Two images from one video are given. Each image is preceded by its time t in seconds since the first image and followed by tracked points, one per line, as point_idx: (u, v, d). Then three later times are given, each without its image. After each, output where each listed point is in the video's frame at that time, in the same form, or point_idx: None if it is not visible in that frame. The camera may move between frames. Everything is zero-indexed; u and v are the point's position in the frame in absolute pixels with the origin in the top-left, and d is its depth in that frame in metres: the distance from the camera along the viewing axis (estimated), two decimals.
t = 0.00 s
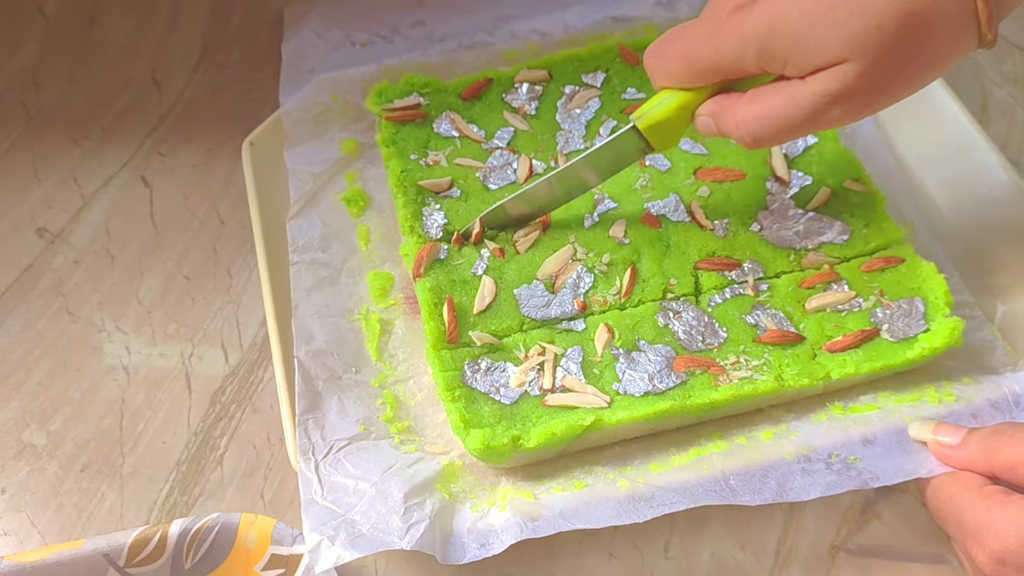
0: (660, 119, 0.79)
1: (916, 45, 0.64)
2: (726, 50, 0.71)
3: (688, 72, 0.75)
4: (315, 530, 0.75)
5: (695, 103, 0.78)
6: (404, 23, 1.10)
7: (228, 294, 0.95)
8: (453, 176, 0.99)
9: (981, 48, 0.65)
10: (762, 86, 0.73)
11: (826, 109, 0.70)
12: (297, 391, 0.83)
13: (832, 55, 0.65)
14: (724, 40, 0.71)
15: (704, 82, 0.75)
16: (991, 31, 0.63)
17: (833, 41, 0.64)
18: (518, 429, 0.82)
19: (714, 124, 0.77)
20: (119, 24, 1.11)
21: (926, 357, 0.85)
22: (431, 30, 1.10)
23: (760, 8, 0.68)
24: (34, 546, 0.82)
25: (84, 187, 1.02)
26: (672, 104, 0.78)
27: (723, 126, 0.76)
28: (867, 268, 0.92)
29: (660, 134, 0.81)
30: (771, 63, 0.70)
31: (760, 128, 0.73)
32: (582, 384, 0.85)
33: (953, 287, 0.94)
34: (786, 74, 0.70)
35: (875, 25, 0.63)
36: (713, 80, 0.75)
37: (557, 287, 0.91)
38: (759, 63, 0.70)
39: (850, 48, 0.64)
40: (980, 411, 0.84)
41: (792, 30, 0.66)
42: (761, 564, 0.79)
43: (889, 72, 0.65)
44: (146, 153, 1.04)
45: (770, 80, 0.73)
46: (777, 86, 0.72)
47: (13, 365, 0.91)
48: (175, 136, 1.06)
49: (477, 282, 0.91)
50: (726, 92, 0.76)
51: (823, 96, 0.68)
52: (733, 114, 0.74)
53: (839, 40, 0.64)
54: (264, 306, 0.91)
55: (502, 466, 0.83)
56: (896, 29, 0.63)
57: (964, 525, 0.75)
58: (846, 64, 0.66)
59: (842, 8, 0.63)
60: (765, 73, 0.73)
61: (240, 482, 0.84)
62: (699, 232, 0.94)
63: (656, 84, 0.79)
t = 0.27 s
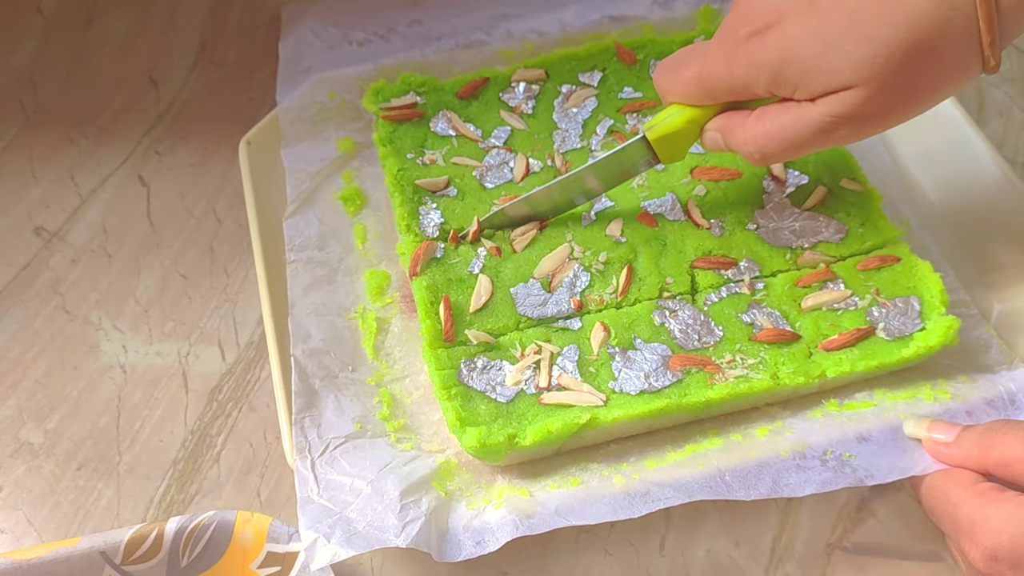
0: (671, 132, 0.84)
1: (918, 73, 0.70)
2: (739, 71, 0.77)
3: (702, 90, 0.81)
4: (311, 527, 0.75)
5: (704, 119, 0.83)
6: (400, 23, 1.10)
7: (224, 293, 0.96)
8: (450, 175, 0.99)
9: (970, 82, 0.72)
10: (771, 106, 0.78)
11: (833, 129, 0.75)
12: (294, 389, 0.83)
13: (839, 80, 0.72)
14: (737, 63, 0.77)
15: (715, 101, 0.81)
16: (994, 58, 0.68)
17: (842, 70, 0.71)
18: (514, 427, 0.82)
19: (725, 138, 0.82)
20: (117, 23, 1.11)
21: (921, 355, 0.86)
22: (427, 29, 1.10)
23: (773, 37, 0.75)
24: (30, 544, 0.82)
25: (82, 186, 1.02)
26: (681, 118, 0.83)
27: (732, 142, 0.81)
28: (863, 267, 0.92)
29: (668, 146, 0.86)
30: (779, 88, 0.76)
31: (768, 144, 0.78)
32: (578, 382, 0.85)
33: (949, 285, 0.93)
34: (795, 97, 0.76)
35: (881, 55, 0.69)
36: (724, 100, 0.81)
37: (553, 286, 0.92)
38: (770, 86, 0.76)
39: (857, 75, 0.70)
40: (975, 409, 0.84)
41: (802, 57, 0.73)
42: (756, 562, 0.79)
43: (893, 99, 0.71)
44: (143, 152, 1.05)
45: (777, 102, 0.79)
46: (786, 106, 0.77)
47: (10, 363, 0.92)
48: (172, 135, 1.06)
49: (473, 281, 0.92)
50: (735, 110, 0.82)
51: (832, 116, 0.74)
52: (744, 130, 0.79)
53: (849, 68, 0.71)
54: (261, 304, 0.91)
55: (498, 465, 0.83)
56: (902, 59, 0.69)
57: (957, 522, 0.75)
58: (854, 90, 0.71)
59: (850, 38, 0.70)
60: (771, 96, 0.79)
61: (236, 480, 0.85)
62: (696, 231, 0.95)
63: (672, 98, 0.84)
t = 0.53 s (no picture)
0: (683, 125, 0.83)
1: (934, 64, 0.71)
2: (755, 63, 0.78)
3: (715, 82, 0.81)
4: (312, 524, 0.75)
5: (717, 111, 0.83)
6: (401, 22, 1.10)
7: (225, 291, 0.96)
8: (450, 174, 0.99)
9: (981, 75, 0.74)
10: (785, 98, 0.79)
11: (847, 122, 0.76)
12: (294, 387, 0.84)
13: (855, 73, 0.73)
14: (754, 54, 0.78)
15: (729, 93, 0.81)
16: (1010, 50, 0.70)
17: (859, 63, 0.72)
18: (514, 425, 0.82)
19: (738, 130, 0.82)
20: (117, 22, 1.11)
21: (920, 354, 0.86)
22: (427, 28, 1.10)
23: (789, 29, 0.76)
24: (32, 541, 0.82)
25: (83, 184, 1.02)
26: (693, 111, 0.83)
27: (746, 133, 0.81)
28: (862, 266, 0.92)
29: (680, 139, 0.85)
30: (794, 81, 0.77)
31: (783, 136, 0.78)
32: (578, 380, 0.85)
33: (948, 284, 0.93)
34: (810, 89, 0.77)
35: (898, 48, 0.70)
36: (738, 92, 0.81)
37: (553, 284, 0.92)
38: (786, 79, 0.77)
39: (874, 68, 0.71)
40: (974, 407, 0.84)
41: (819, 49, 0.73)
42: (756, 559, 0.79)
43: (907, 94, 0.73)
44: (144, 150, 1.05)
45: (790, 95, 0.80)
46: (800, 98, 0.78)
47: (11, 361, 0.92)
48: (173, 134, 1.06)
49: (473, 279, 0.92)
50: (747, 102, 0.82)
51: (847, 108, 0.75)
52: (758, 121, 0.80)
53: (865, 62, 0.72)
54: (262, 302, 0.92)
55: (498, 462, 0.84)
56: (919, 52, 0.70)
57: (957, 520, 0.76)
58: (870, 83, 0.73)
59: (867, 30, 0.71)
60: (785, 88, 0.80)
61: (237, 478, 0.85)
62: (695, 230, 0.95)
63: (683, 92, 0.84)
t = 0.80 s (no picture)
0: (711, 109, 0.82)
1: (969, 41, 0.70)
2: (784, 42, 0.76)
3: (742, 63, 0.79)
4: (318, 522, 0.76)
5: (745, 92, 0.82)
6: (405, 21, 1.11)
7: (230, 290, 0.96)
8: (455, 173, 1.00)
9: (1017, 52, 0.73)
10: (813, 78, 0.78)
11: (877, 99, 0.75)
12: (300, 385, 0.84)
13: (886, 52, 0.72)
14: (783, 34, 0.76)
15: (757, 73, 0.80)
16: None
17: (890, 41, 0.71)
18: (519, 424, 0.83)
19: (766, 111, 0.81)
20: (122, 22, 1.12)
21: (924, 352, 0.86)
22: (432, 28, 1.11)
23: (820, 6, 0.74)
24: (39, 539, 0.82)
25: (88, 184, 1.03)
26: (724, 92, 0.82)
27: (774, 115, 0.81)
28: (866, 265, 0.92)
29: (708, 122, 0.84)
30: (825, 58, 0.76)
31: (813, 116, 0.78)
32: (583, 378, 0.85)
33: (951, 283, 0.94)
34: (839, 67, 0.76)
35: (932, 26, 0.68)
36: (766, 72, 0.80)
37: (558, 283, 0.92)
38: (816, 56, 0.76)
39: (906, 47, 0.70)
40: (978, 406, 0.85)
41: (850, 27, 0.72)
42: (761, 557, 0.80)
43: (939, 71, 0.72)
44: (149, 150, 1.05)
45: (819, 74, 0.79)
46: (829, 78, 0.77)
47: (18, 360, 0.92)
48: (178, 133, 1.06)
49: (478, 278, 0.92)
50: (775, 81, 0.81)
51: (877, 87, 0.74)
52: (786, 101, 0.79)
53: (897, 40, 0.70)
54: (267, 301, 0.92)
55: (503, 460, 0.84)
56: (952, 29, 0.68)
57: (961, 518, 0.76)
58: (901, 62, 0.72)
59: (900, 6, 0.69)
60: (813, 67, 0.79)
61: (243, 476, 0.85)
62: (699, 228, 0.95)
63: (709, 73, 0.83)
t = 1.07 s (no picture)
0: (734, 116, 0.84)
1: (990, 58, 0.71)
2: (809, 57, 0.77)
3: (766, 75, 0.80)
4: (322, 523, 0.76)
5: (768, 101, 0.83)
6: (407, 21, 1.10)
7: (232, 290, 0.96)
8: (457, 173, 1.00)
9: None
10: (836, 90, 0.80)
11: (898, 113, 0.77)
12: (303, 385, 0.84)
13: (909, 67, 0.73)
14: (807, 49, 0.77)
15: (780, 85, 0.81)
16: None
17: (913, 58, 0.72)
18: (523, 423, 0.83)
19: (789, 121, 0.83)
20: (124, 22, 1.12)
21: (927, 352, 0.86)
22: (434, 28, 1.11)
23: (845, 24, 0.75)
24: (41, 539, 0.82)
25: (90, 183, 1.03)
26: (745, 102, 0.83)
27: (797, 125, 0.82)
28: (869, 265, 0.92)
29: (730, 130, 0.85)
30: (848, 74, 0.77)
31: (835, 128, 0.79)
32: (586, 378, 0.85)
33: (954, 283, 0.94)
34: (861, 82, 0.77)
35: (954, 44, 0.70)
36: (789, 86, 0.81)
37: (561, 283, 0.92)
38: (839, 72, 0.77)
39: (927, 64, 0.72)
40: (981, 406, 0.85)
41: (875, 44, 0.73)
42: (763, 558, 0.80)
43: (958, 87, 0.73)
44: (151, 150, 1.05)
45: (841, 85, 0.80)
46: (851, 90, 0.78)
47: (20, 360, 0.92)
48: (180, 133, 1.06)
49: (481, 278, 0.92)
50: (798, 93, 0.83)
51: (898, 102, 0.75)
52: (809, 114, 0.81)
53: (920, 57, 0.72)
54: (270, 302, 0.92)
55: (507, 460, 0.84)
56: (973, 48, 0.70)
57: (962, 517, 0.76)
58: (922, 77, 0.73)
59: (923, 26, 0.70)
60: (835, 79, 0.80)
61: (245, 476, 0.85)
62: (702, 228, 0.95)
63: (730, 83, 0.84)
